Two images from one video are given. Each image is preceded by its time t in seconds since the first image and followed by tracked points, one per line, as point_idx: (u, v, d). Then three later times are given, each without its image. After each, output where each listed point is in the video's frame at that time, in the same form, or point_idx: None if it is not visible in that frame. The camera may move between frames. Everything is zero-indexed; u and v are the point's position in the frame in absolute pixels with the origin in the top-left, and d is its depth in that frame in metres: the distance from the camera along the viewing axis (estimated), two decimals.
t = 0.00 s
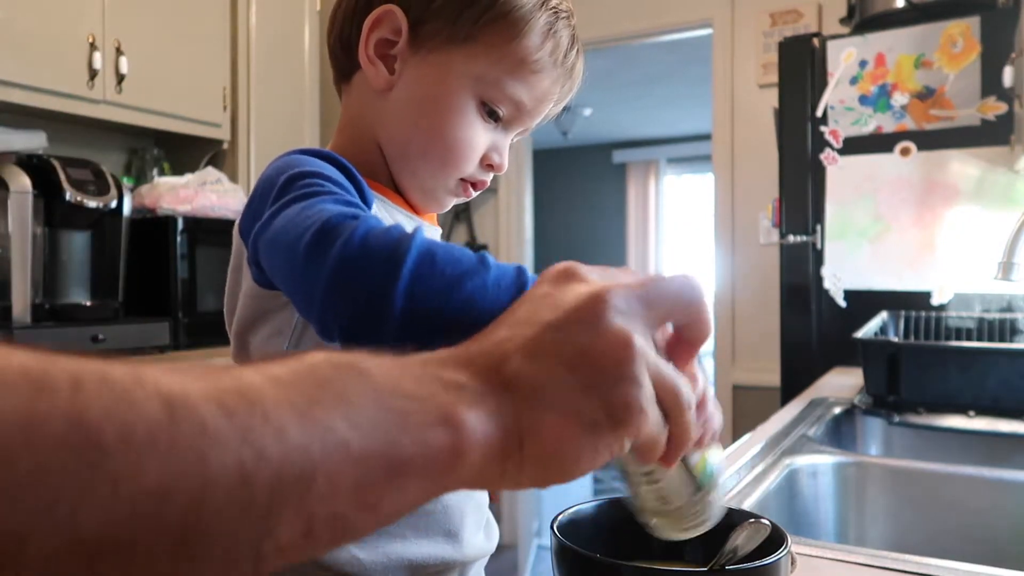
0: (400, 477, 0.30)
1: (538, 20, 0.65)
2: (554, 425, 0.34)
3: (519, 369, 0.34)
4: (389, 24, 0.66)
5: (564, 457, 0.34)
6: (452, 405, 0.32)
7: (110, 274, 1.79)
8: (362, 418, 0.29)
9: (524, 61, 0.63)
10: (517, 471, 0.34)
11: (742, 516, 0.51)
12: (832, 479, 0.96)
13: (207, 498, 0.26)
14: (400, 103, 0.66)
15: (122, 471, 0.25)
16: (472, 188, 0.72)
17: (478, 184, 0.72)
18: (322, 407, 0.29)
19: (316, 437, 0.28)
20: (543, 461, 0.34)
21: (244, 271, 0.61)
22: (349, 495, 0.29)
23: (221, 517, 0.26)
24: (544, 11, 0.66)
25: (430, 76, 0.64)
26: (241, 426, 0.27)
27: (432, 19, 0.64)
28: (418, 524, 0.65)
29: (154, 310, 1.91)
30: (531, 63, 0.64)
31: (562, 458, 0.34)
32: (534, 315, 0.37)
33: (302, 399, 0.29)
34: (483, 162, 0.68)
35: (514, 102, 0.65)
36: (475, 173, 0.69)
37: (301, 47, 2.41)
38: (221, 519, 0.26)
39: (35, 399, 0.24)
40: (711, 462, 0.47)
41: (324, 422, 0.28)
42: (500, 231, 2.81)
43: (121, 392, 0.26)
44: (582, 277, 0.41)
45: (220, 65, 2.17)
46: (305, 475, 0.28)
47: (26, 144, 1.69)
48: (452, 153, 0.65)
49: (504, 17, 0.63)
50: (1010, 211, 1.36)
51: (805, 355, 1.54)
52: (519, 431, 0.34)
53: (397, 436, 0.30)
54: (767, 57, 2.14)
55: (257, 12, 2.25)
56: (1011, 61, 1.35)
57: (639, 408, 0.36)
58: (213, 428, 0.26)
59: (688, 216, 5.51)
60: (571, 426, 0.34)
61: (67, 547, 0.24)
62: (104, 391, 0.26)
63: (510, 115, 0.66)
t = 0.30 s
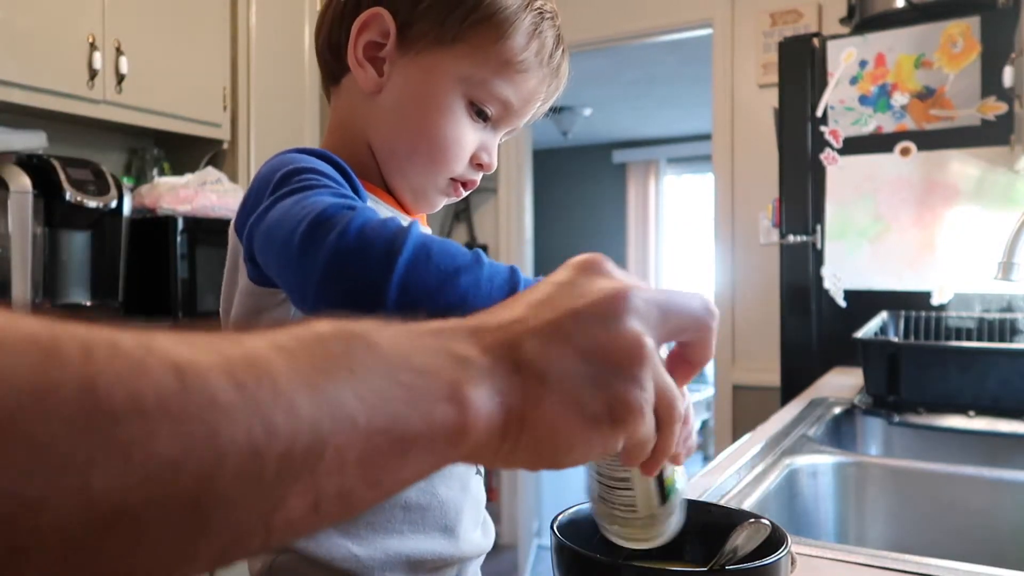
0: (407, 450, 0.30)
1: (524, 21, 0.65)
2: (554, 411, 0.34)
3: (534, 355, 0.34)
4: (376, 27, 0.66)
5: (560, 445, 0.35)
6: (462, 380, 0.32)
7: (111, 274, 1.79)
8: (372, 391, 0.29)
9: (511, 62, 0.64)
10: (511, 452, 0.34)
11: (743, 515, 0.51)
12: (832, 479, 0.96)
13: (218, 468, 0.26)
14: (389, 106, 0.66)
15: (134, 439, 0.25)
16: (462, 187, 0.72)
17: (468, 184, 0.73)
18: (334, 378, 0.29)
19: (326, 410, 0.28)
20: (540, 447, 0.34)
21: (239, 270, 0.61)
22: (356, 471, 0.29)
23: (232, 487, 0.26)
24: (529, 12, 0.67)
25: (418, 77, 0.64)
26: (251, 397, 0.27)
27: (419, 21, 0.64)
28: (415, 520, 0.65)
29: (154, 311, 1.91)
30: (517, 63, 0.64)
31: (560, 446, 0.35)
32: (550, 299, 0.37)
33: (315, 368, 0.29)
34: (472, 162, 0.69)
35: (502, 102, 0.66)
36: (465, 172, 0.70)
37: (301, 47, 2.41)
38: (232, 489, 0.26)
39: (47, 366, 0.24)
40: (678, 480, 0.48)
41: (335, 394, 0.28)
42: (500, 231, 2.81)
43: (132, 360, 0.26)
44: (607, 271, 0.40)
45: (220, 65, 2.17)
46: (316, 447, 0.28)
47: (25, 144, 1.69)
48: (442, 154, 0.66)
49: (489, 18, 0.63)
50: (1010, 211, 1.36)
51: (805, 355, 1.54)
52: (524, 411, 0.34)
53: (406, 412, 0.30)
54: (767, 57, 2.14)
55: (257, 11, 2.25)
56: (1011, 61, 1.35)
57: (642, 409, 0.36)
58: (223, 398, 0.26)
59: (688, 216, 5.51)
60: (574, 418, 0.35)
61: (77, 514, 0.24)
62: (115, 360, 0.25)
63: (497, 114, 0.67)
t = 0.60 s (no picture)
0: (403, 464, 0.30)
1: (526, 33, 0.66)
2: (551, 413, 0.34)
3: (515, 361, 0.34)
4: (383, 31, 0.66)
5: (559, 449, 0.34)
6: (451, 391, 0.32)
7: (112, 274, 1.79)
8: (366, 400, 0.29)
9: (513, 72, 0.65)
10: (508, 460, 0.34)
11: (746, 515, 0.51)
12: (832, 479, 0.96)
13: (215, 474, 0.26)
14: (391, 110, 0.66)
15: (135, 439, 0.24)
16: (459, 193, 0.73)
17: (465, 189, 0.73)
18: (327, 388, 0.29)
19: (321, 418, 0.28)
20: (539, 450, 0.34)
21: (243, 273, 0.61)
22: (353, 479, 0.28)
23: (230, 492, 0.26)
24: (532, 23, 0.68)
25: (421, 83, 0.64)
26: (250, 403, 0.27)
27: (425, 29, 0.64)
28: (420, 518, 0.66)
29: (155, 310, 1.91)
30: (519, 73, 0.65)
31: (559, 449, 0.34)
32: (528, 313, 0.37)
33: (307, 380, 0.29)
34: (471, 168, 0.70)
35: (504, 111, 0.66)
36: (463, 178, 0.70)
37: (302, 47, 2.41)
38: (229, 495, 0.26)
39: (46, 368, 0.24)
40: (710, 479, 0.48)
41: (330, 403, 0.28)
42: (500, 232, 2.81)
43: (130, 364, 0.26)
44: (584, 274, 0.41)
45: (219, 65, 2.17)
46: (313, 456, 0.27)
47: (26, 144, 1.68)
48: (442, 159, 0.66)
49: (494, 29, 0.64)
50: (1010, 211, 1.36)
51: (805, 355, 1.54)
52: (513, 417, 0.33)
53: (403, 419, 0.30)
54: (767, 57, 2.14)
55: (257, 11, 2.25)
56: (1011, 61, 1.35)
57: (633, 401, 0.37)
58: (222, 404, 0.26)
59: (688, 215, 5.51)
60: (566, 417, 0.34)
61: (73, 517, 0.23)
62: (115, 363, 0.25)
63: (498, 122, 0.67)
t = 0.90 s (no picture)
0: (385, 479, 0.30)
1: (532, 31, 0.66)
2: (526, 437, 0.34)
3: (506, 377, 0.34)
4: (387, 32, 0.66)
5: (532, 472, 0.35)
6: (440, 407, 0.32)
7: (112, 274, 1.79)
8: (351, 412, 0.29)
9: (518, 70, 0.65)
10: (486, 474, 0.34)
11: (745, 516, 0.51)
12: (833, 478, 0.96)
13: (203, 495, 0.26)
14: (397, 111, 0.66)
15: (121, 467, 0.25)
16: (467, 191, 0.73)
17: (472, 188, 0.73)
18: (318, 404, 0.29)
19: (305, 437, 0.28)
20: (513, 472, 0.35)
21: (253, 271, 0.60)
22: (334, 497, 0.29)
23: (214, 512, 0.27)
24: (537, 21, 0.67)
25: (427, 84, 0.64)
26: (238, 424, 0.27)
27: (429, 30, 0.64)
28: (418, 517, 0.66)
29: (155, 311, 1.91)
30: (524, 72, 0.65)
31: (532, 471, 0.35)
32: (532, 322, 0.36)
33: (295, 398, 0.28)
34: (478, 166, 0.70)
35: (509, 110, 0.66)
36: (470, 177, 0.70)
37: (302, 48, 2.41)
38: (214, 516, 0.27)
39: (37, 402, 0.25)
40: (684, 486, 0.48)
41: (313, 423, 0.28)
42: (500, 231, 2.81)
43: (124, 390, 0.26)
44: (596, 292, 0.39)
45: (219, 66, 2.17)
46: (295, 475, 0.28)
47: (25, 143, 1.69)
48: (448, 159, 0.66)
49: (499, 28, 0.64)
50: (1011, 211, 1.36)
51: (805, 355, 1.54)
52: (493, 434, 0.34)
53: (387, 437, 0.30)
54: (767, 57, 2.14)
55: (257, 11, 2.25)
56: (1011, 61, 1.35)
57: (621, 441, 0.36)
58: (211, 429, 0.26)
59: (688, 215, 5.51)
60: (544, 445, 0.35)
61: (65, 542, 0.25)
62: (106, 389, 0.26)
63: (504, 121, 0.67)
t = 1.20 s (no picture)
0: (397, 484, 0.30)
1: (537, 34, 0.66)
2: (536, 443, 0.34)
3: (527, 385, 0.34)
4: (391, 36, 0.67)
5: (539, 478, 0.35)
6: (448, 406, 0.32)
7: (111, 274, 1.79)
8: (360, 417, 0.29)
9: (522, 74, 0.65)
10: (499, 479, 0.34)
11: (745, 516, 0.51)
12: (833, 478, 0.96)
13: (207, 504, 0.26)
14: (401, 113, 0.66)
15: (128, 473, 0.25)
16: (470, 196, 0.73)
17: (477, 191, 0.73)
18: (325, 408, 0.29)
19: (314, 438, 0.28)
20: (524, 477, 0.34)
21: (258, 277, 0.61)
22: (343, 499, 0.29)
23: (223, 516, 0.26)
24: (543, 24, 0.67)
25: (431, 88, 0.65)
26: (245, 428, 0.27)
27: (433, 34, 0.65)
28: (418, 515, 0.67)
29: (155, 311, 1.91)
30: (528, 76, 0.65)
31: (536, 479, 0.35)
32: (550, 326, 0.36)
33: (302, 395, 0.29)
34: (482, 171, 0.70)
35: (512, 113, 0.66)
36: (473, 181, 0.70)
37: (302, 48, 2.41)
38: (222, 520, 0.26)
39: (47, 407, 0.24)
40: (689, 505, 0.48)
41: (323, 425, 0.28)
42: (500, 231, 2.81)
43: (131, 392, 0.26)
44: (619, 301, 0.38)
45: (219, 66, 2.17)
46: (305, 476, 0.28)
47: (25, 143, 1.68)
48: (451, 165, 0.66)
49: (503, 31, 0.64)
50: (1011, 211, 1.36)
51: (805, 355, 1.55)
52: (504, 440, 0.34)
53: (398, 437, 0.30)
54: (767, 57, 2.14)
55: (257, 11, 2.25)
56: (1012, 61, 1.35)
57: (633, 447, 0.35)
58: (217, 432, 0.26)
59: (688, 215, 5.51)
60: (553, 451, 0.34)
61: (75, 545, 0.24)
62: (115, 394, 0.26)
63: (507, 125, 0.67)
